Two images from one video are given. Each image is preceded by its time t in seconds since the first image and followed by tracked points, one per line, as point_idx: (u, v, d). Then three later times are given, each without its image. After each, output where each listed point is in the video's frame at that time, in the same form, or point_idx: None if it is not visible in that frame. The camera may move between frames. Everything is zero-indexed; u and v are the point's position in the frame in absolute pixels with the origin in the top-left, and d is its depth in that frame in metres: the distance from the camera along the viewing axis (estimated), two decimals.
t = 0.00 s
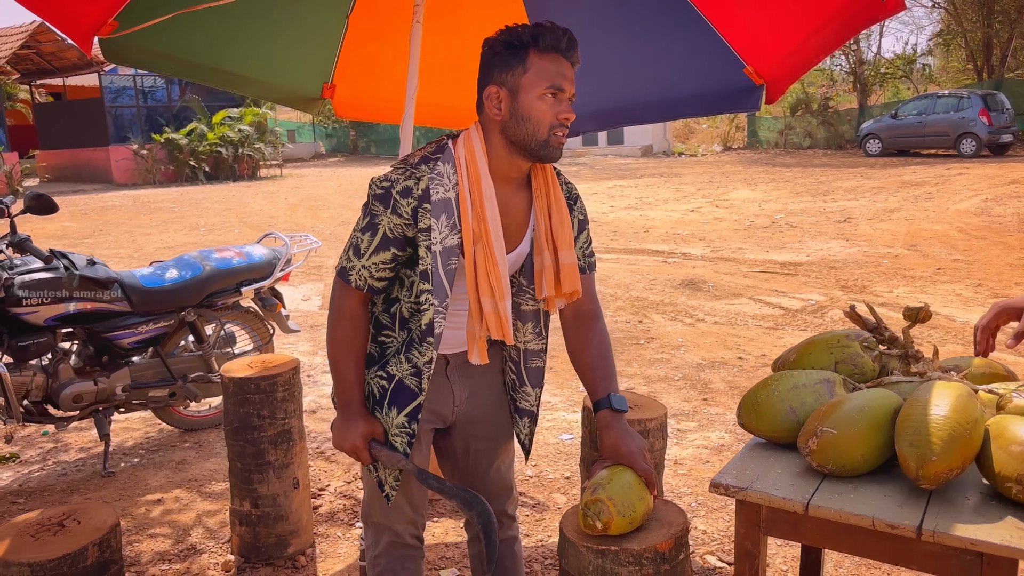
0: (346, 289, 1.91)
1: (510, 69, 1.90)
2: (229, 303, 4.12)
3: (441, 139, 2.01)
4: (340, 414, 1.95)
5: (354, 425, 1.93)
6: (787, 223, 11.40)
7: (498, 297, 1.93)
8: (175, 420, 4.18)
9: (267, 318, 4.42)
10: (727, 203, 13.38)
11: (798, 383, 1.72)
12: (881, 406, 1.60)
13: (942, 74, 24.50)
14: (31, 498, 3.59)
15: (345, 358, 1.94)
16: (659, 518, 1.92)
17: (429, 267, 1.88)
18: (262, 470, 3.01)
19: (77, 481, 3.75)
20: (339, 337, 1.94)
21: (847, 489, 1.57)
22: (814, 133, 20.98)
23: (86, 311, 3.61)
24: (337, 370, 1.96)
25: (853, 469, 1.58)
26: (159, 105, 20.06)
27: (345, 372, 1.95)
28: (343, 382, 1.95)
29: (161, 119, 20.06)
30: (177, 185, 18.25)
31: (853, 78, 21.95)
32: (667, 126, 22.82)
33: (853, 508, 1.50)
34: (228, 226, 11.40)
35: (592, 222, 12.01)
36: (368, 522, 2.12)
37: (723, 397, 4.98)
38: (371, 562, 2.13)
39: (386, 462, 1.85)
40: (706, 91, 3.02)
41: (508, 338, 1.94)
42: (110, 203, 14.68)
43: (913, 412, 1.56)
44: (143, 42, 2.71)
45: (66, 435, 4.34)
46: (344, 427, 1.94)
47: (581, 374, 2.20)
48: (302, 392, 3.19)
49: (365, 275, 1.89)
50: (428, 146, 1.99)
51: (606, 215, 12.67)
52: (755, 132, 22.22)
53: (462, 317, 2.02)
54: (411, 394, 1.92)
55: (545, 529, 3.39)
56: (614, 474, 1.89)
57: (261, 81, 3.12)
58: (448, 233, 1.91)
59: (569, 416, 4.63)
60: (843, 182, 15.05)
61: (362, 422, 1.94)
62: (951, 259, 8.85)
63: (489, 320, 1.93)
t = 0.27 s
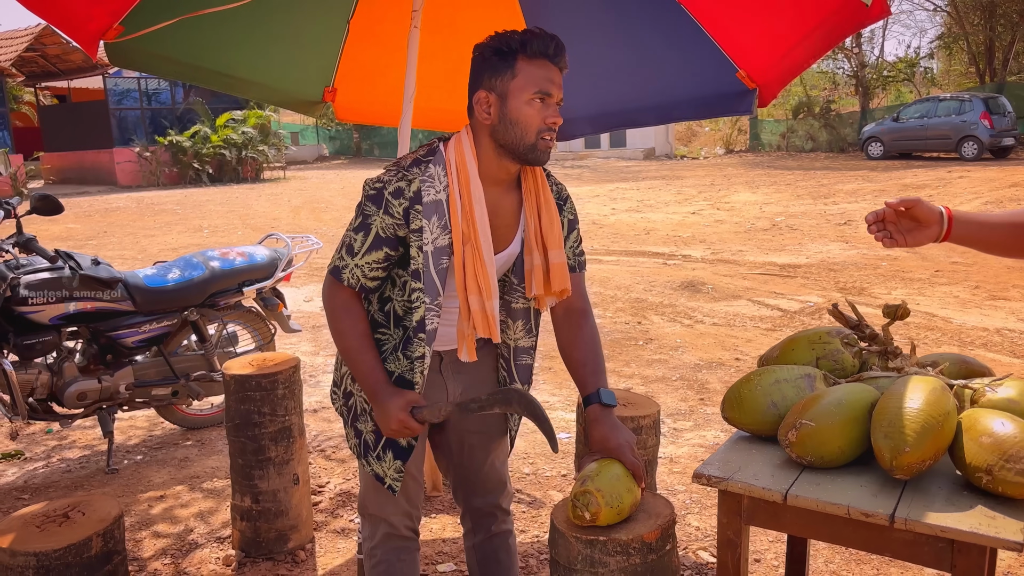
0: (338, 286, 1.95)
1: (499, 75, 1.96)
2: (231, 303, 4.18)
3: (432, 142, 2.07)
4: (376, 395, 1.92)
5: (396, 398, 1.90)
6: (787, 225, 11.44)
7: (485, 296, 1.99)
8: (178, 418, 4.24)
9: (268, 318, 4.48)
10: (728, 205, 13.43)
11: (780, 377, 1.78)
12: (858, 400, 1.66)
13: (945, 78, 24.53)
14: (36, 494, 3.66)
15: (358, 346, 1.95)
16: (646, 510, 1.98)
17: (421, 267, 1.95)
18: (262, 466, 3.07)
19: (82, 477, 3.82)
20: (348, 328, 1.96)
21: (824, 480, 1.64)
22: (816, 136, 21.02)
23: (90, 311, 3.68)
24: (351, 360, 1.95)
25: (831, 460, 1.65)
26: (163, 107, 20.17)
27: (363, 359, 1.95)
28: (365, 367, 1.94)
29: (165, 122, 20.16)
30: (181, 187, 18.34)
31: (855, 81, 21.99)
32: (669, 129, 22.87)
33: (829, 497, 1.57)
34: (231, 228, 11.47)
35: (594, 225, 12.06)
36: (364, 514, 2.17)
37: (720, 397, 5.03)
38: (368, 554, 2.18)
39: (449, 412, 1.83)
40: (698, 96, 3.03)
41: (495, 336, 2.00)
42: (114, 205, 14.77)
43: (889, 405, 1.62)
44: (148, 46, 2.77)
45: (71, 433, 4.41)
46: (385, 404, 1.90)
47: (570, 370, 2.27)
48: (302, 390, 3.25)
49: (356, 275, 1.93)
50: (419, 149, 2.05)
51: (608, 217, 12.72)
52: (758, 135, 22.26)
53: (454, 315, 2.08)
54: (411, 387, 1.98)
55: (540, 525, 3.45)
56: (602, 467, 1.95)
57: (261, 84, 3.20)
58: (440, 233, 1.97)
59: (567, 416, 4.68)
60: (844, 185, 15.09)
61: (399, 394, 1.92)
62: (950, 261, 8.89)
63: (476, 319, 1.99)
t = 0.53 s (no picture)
0: (359, 298, 1.97)
1: (489, 82, 2.01)
2: (233, 305, 4.23)
3: (426, 148, 2.13)
4: (468, 325, 1.87)
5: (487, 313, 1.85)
6: (786, 228, 11.49)
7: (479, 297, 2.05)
8: (180, 419, 4.29)
9: (270, 320, 4.53)
10: (727, 209, 13.49)
11: (767, 376, 1.84)
12: (841, 398, 1.71)
13: (944, 82, 24.59)
14: (41, 493, 3.71)
15: (413, 318, 1.92)
16: (638, 506, 2.04)
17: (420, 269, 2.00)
18: (263, 465, 3.12)
19: (85, 477, 3.87)
20: (393, 315, 1.93)
21: (809, 474, 1.69)
22: (816, 139, 21.09)
23: (94, 313, 3.73)
24: (419, 333, 1.91)
25: (815, 455, 1.70)
26: (165, 111, 20.24)
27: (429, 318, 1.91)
28: (440, 321, 1.90)
29: (167, 125, 20.24)
30: (183, 190, 18.41)
31: (854, 85, 22.06)
32: (669, 132, 22.94)
33: (813, 491, 1.62)
34: (233, 231, 11.53)
35: (593, 228, 12.11)
36: (362, 510, 2.22)
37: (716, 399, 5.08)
38: (366, 549, 2.23)
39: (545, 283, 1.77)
40: (694, 100, 3.03)
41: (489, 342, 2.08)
42: (116, 208, 14.84)
43: (871, 402, 1.67)
44: (152, 51, 2.81)
45: (74, 433, 4.47)
46: (485, 321, 1.85)
47: (562, 369, 2.32)
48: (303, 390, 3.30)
49: (377, 283, 1.97)
50: (414, 155, 2.12)
51: (607, 221, 12.78)
52: (758, 139, 22.32)
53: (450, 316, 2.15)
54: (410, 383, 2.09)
55: (537, 524, 3.50)
56: (595, 463, 2.00)
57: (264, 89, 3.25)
58: (436, 235, 2.02)
59: (565, 417, 4.73)
60: (844, 188, 15.14)
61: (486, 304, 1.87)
62: (947, 264, 8.93)
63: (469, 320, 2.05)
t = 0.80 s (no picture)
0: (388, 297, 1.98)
1: (483, 90, 2.05)
2: (231, 309, 4.27)
3: (421, 153, 2.17)
4: (498, 266, 1.91)
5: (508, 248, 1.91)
6: (780, 233, 11.56)
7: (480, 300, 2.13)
8: (178, 422, 4.32)
9: (267, 323, 4.57)
10: (723, 213, 13.56)
11: (754, 376, 1.89)
12: (826, 396, 1.76)
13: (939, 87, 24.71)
14: (40, 496, 3.75)
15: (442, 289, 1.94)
16: (630, 504, 2.08)
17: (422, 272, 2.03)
18: (261, 467, 3.16)
19: (84, 479, 3.90)
20: (424, 302, 1.93)
21: (793, 472, 1.75)
22: (811, 145, 21.18)
23: (93, 317, 3.76)
24: (460, 302, 1.93)
25: (801, 453, 1.75)
26: (161, 116, 20.27)
27: (462, 281, 1.94)
28: (471, 281, 1.93)
29: (163, 130, 20.28)
30: (179, 196, 18.44)
31: (850, 90, 22.16)
32: (665, 138, 23.02)
33: (798, 488, 1.67)
34: (229, 236, 11.56)
35: (589, 233, 12.17)
36: (358, 510, 2.25)
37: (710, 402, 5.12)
38: (360, 547, 2.26)
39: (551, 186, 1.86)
40: (685, 105, 3.05)
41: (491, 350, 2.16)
42: (113, 214, 14.86)
43: (856, 400, 1.72)
44: (153, 59, 2.87)
45: (73, 437, 4.50)
46: (513, 252, 1.91)
47: (554, 369, 2.37)
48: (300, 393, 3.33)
49: (409, 282, 2.00)
50: (410, 161, 2.15)
51: (603, 225, 12.83)
52: (753, 144, 22.42)
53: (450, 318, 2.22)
54: (403, 386, 2.11)
55: (532, 525, 3.54)
56: (587, 462, 2.04)
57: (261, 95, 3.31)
58: (436, 237, 2.06)
59: (560, 420, 4.77)
60: (839, 193, 15.21)
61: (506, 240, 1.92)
62: (940, 269, 8.99)
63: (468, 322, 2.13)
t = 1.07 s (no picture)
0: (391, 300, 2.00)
1: (471, 96, 2.09)
2: (222, 314, 4.29)
3: (411, 159, 2.20)
4: (491, 246, 1.96)
5: (497, 228, 1.98)
6: (770, 238, 11.63)
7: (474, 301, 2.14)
8: (168, 426, 4.33)
9: (258, 328, 4.59)
10: (713, 219, 13.64)
11: (736, 377, 1.93)
12: (806, 397, 1.80)
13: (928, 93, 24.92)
14: (30, 500, 3.75)
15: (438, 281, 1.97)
16: (615, 504, 2.11)
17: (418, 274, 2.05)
18: (252, 470, 3.18)
19: (75, 484, 3.91)
20: (427, 298, 1.96)
21: (774, 470, 1.78)
22: (802, 150, 21.32)
23: (85, 322, 3.77)
24: (463, 288, 1.97)
25: (781, 452, 1.79)
26: (153, 121, 20.25)
27: (461, 268, 1.97)
28: (470, 268, 1.97)
29: (155, 136, 20.26)
30: (171, 201, 18.40)
31: (840, 97, 22.31)
32: (656, 143, 23.12)
33: (777, 486, 1.71)
34: (221, 241, 11.56)
35: (581, 238, 12.22)
36: (348, 512, 2.27)
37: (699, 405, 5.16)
38: (350, 548, 2.29)
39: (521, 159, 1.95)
40: (671, 114, 3.10)
41: (480, 338, 2.15)
42: (104, 219, 14.83)
43: (834, 401, 1.76)
44: (144, 65, 2.85)
45: (64, 441, 4.50)
46: (503, 231, 1.97)
47: (543, 372, 2.39)
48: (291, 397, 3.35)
49: (412, 281, 2.03)
50: (400, 166, 2.17)
51: (595, 230, 12.89)
52: (744, 150, 22.54)
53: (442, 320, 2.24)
54: (394, 386, 2.15)
55: (521, 527, 3.57)
56: (573, 463, 2.07)
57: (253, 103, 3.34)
58: (430, 240, 2.08)
59: (550, 423, 4.81)
60: (829, 199, 15.32)
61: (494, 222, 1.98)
62: (928, 273, 9.08)
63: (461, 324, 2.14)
